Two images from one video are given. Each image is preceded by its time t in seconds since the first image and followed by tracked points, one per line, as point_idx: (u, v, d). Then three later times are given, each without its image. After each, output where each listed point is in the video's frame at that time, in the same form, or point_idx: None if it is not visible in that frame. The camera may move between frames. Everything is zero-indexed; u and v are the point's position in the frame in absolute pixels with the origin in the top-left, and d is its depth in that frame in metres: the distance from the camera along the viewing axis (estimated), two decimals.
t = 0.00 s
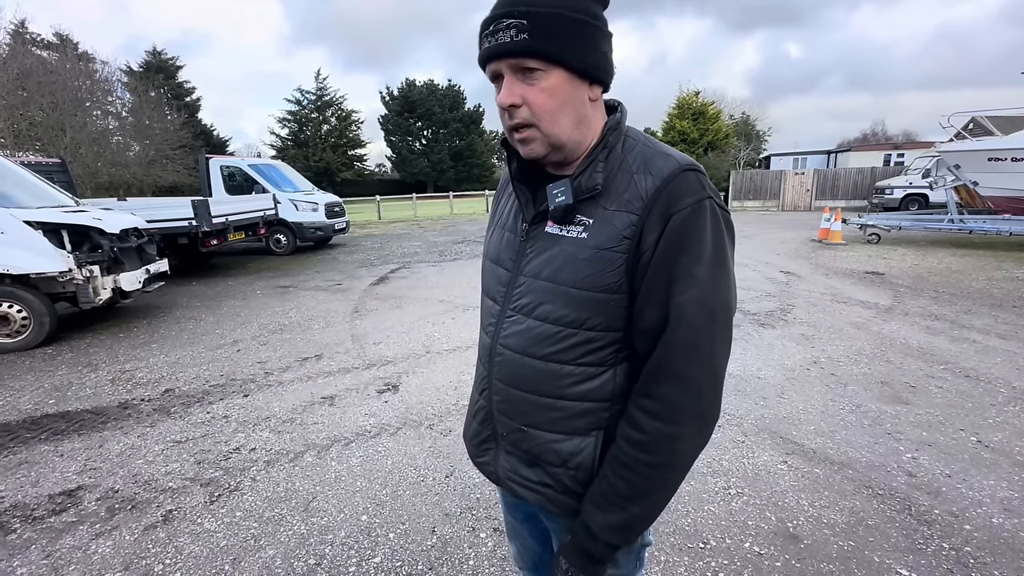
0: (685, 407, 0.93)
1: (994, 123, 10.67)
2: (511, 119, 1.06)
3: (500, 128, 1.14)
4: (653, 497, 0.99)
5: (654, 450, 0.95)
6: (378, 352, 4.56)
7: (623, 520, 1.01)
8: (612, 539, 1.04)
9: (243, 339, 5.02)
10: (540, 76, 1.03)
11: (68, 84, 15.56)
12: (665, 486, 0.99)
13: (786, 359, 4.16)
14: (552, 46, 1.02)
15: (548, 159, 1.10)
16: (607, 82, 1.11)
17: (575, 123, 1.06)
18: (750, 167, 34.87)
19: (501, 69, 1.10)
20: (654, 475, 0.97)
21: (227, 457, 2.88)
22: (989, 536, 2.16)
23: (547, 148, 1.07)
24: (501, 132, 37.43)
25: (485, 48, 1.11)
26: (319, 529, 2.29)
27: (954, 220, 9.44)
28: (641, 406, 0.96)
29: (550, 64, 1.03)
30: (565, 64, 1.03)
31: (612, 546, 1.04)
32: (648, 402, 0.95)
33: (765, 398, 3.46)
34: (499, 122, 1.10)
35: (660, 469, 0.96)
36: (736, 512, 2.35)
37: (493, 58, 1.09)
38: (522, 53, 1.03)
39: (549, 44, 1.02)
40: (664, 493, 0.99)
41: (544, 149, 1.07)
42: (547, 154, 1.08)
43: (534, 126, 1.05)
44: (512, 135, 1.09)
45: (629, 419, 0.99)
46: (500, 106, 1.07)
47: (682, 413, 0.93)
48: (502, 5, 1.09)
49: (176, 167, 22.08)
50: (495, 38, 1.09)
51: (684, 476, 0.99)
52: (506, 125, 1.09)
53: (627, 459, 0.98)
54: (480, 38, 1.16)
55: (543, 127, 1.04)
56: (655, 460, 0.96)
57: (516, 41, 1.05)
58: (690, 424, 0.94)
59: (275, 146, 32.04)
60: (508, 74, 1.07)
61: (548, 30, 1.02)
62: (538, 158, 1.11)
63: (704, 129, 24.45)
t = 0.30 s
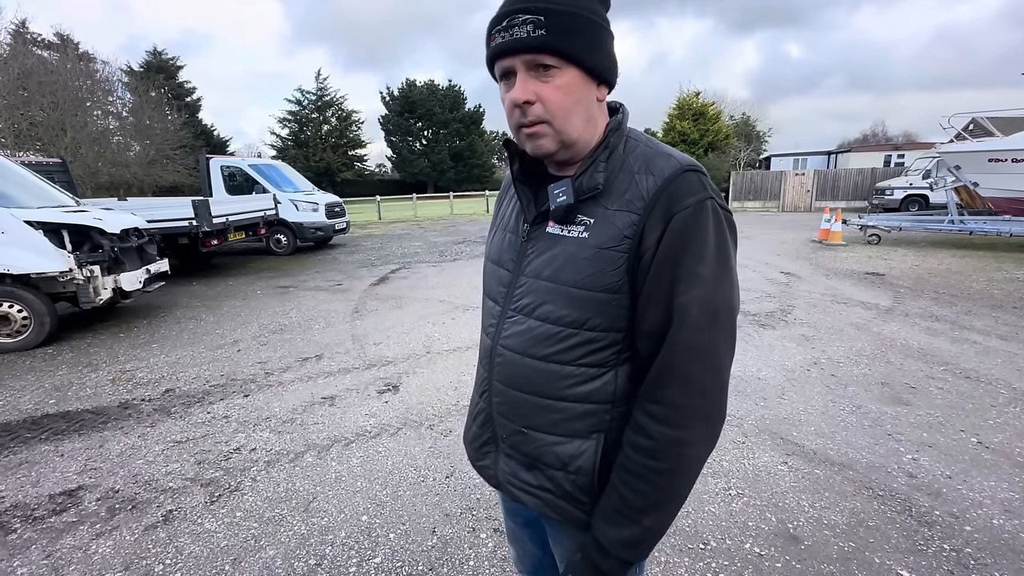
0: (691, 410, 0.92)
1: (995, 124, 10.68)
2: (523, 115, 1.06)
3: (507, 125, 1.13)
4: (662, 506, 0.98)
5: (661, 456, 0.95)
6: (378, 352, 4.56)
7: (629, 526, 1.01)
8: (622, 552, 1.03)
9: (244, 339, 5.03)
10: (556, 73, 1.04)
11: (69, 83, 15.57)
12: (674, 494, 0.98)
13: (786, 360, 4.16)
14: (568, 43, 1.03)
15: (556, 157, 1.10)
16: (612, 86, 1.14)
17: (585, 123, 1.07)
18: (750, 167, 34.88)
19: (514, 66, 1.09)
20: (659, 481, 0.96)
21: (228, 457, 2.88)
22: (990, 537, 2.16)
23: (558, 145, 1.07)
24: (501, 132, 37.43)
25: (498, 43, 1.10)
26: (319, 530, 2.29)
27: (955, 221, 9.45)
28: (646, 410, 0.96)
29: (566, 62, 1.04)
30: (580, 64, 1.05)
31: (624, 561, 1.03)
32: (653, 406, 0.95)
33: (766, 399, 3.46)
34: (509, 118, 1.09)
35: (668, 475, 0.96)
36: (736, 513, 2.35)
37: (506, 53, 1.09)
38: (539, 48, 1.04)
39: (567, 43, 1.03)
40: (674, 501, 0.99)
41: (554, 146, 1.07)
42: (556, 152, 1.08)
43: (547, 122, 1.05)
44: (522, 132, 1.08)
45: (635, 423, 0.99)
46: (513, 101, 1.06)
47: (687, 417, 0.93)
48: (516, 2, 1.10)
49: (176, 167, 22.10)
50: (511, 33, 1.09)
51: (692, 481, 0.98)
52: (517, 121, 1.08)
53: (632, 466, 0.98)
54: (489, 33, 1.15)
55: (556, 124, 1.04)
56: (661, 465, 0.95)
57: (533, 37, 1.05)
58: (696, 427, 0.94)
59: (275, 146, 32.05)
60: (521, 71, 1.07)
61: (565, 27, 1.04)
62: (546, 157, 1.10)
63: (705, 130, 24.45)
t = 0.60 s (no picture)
0: (707, 411, 0.92)
1: (994, 126, 10.70)
2: (532, 114, 1.05)
3: (512, 125, 1.12)
4: (696, 518, 0.98)
5: (688, 463, 0.94)
6: (378, 353, 4.55)
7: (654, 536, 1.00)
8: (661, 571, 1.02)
9: (243, 339, 5.02)
10: (566, 73, 1.05)
11: (69, 84, 15.58)
12: (705, 502, 0.97)
13: (786, 361, 4.16)
14: (578, 44, 1.04)
15: (561, 158, 1.10)
16: (618, 89, 1.15)
17: (592, 124, 1.07)
18: (750, 169, 34.90)
19: (523, 64, 1.09)
20: (690, 491, 0.96)
21: (227, 458, 2.88)
22: (989, 539, 2.15)
23: (563, 145, 1.06)
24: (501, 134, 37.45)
25: (508, 41, 1.10)
26: (318, 531, 2.29)
27: (954, 223, 9.46)
28: (663, 414, 0.96)
29: (575, 63, 1.05)
30: (589, 67, 1.06)
31: None
32: (673, 413, 0.94)
33: (765, 400, 3.46)
34: (516, 116, 1.09)
35: (698, 483, 0.95)
36: (735, 515, 2.35)
37: (516, 51, 1.09)
38: (551, 47, 1.04)
39: (578, 45, 1.04)
40: (708, 513, 0.98)
41: (560, 147, 1.07)
42: (562, 152, 1.07)
43: (554, 122, 1.05)
44: (529, 131, 1.07)
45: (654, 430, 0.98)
46: (521, 100, 1.06)
47: (703, 418, 0.93)
48: None
49: (176, 167, 22.09)
50: (522, 30, 1.08)
51: (722, 487, 0.98)
52: (524, 120, 1.07)
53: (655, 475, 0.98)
54: (498, 30, 1.15)
55: (564, 124, 1.04)
56: (684, 472, 0.95)
57: (546, 35, 1.05)
58: (718, 429, 0.94)
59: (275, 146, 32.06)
60: (531, 70, 1.07)
61: (576, 28, 1.04)
62: (550, 157, 1.10)
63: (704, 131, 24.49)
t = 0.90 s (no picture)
0: (722, 412, 0.92)
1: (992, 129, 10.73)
2: (539, 112, 1.05)
3: (518, 124, 1.12)
4: (705, 522, 0.98)
5: (699, 466, 0.94)
6: (376, 354, 4.54)
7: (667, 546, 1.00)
8: None
9: (241, 341, 5.01)
10: (573, 70, 1.05)
11: (68, 85, 15.58)
12: (714, 507, 0.97)
13: (785, 363, 4.16)
14: (585, 41, 1.04)
15: (567, 157, 1.10)
16: (623, 88, 1.15)
17: (599, 123, 1.08)
18: (749, 171, 34.94)
19: (529, 62, 1.09)
20: (702, 495, 0.96)
21: (224, 459, 2.87)
22: (988, 541, 2.15)
23: (571, 145, 1.06)
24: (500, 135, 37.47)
25: (514, 38, 1.10)
26: (316, 533, 2.28)
27: (952, 225, 9.47)
28: (676, 416, 0.96)
29: (583, 60, 1.05)
30: (595, 65, 1.06)
31: None
32: (684, 415, 0.94)
33: (764, 401, 3.46)
34: (523, 114, 1.08)
35: (708, 486, 0.95)
36: (734, 517, 2.35)
37: (523, 48, 1.09)
38: (558, 44, 1.04)
39: (585, 42, 1.04)
40: (716, 517, 0.98)
41: (567, 145, 1.07)
42: (569, 151, 1.07)
43: (562, 120, 1.05)
44: (536, 129, 1.07)
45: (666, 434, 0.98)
46: (528, 97, 1.06)
47: (717, 420, 0.92)
48: None
49: (175, 168, 22.06)
50: (529, 27, 1.08)
51: (732, 492, 0.97)
52: (531, 118, 1.07)
53: (667, 481, 0.98)
54: (503, 29, 1.15)
55: (572, 122, 1.05)
56: (696, 476, 0.95)
57: (553, 32, 1.05)
58: (730, 431, 0.93)
59: (274, 147, 32.05)
60: (538, 67, 1.07)
61: (583, 25, 1.05)
62: (557, 156, 1.09)
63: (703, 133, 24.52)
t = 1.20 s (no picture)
0: (726, 420, 0.92)
1: (989, 132, 10.78)
2: (540, 111, 1.05)
3: (519, 123, 1.12)
4: (711, 531, 0.98)
5: (704, 474, 0.94)
6: (375, 356, 4.54)
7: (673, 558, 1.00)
8: None
9: (239, 342, 5.01)
10: (575, 70, 1.05)
11: (67, 85, 15.59)
12: (719, 516, 0.97)
13: (782, 365, 4.17)
14: (587, 41, 1.05)
15: (569, 158, 1.09)
16: (624, 90, 1.15)
17: (600, 124, 1.08)
18: (747, 173, 35.04)
19: (531, 60, 1.09)
20: (708, 504, 0.96)
21: (221, 461, 2.86)
22: (985, 544, 2.16)
23: (573, 146, 1.07)
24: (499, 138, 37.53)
25: (516, 36, 1.10)
26: (314, 535, 2.27)
27: (949, 228, 9.51)
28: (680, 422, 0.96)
29: (586, 60, 1.05)
30: (597, 64, 1.07)
31: None
32: (689, 422, 0.94)
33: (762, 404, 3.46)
34: (524, 114, 1.08)
35: (714, 495, 0.95)
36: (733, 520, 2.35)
37: (524, 46, 1.09)
38: (561, 42, 1.04)
39: (587, 41, 1.05)
40: (720, 528, 0.98)
41: (568, 146, 1.07)
42: (570, 152, 1.07)
43: (564, 120, 1.04)
44: (537, 129, 1.07)
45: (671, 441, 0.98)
46: (530, 96, 1.06)
47: (723, 427, 0.93)
48: None
49: (173, 169, 22.03)
50: (531, 26, 1.09)
51: (737, 499, 0.97)
52: (532, 118, 1.07)
53: (672, 491, 0.97)
54: (505, 27, 1.15)
55: (573, 123, 1.04)
56: (701, 485, 0.95)
57: (556, 30, 1.05)
58: (737, 439, 0.94)
59: (273, 149, 32.05)
60: (539, 65, 1.07)
61: (586, 24, 1.05)
62: (559, 157, 1.09)
63: (702, 136, 24.59)
